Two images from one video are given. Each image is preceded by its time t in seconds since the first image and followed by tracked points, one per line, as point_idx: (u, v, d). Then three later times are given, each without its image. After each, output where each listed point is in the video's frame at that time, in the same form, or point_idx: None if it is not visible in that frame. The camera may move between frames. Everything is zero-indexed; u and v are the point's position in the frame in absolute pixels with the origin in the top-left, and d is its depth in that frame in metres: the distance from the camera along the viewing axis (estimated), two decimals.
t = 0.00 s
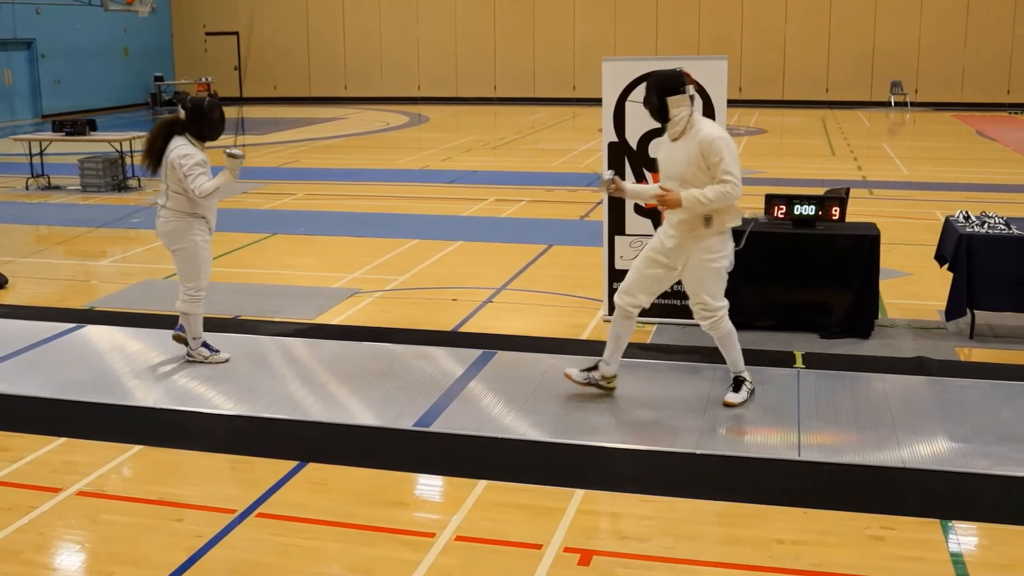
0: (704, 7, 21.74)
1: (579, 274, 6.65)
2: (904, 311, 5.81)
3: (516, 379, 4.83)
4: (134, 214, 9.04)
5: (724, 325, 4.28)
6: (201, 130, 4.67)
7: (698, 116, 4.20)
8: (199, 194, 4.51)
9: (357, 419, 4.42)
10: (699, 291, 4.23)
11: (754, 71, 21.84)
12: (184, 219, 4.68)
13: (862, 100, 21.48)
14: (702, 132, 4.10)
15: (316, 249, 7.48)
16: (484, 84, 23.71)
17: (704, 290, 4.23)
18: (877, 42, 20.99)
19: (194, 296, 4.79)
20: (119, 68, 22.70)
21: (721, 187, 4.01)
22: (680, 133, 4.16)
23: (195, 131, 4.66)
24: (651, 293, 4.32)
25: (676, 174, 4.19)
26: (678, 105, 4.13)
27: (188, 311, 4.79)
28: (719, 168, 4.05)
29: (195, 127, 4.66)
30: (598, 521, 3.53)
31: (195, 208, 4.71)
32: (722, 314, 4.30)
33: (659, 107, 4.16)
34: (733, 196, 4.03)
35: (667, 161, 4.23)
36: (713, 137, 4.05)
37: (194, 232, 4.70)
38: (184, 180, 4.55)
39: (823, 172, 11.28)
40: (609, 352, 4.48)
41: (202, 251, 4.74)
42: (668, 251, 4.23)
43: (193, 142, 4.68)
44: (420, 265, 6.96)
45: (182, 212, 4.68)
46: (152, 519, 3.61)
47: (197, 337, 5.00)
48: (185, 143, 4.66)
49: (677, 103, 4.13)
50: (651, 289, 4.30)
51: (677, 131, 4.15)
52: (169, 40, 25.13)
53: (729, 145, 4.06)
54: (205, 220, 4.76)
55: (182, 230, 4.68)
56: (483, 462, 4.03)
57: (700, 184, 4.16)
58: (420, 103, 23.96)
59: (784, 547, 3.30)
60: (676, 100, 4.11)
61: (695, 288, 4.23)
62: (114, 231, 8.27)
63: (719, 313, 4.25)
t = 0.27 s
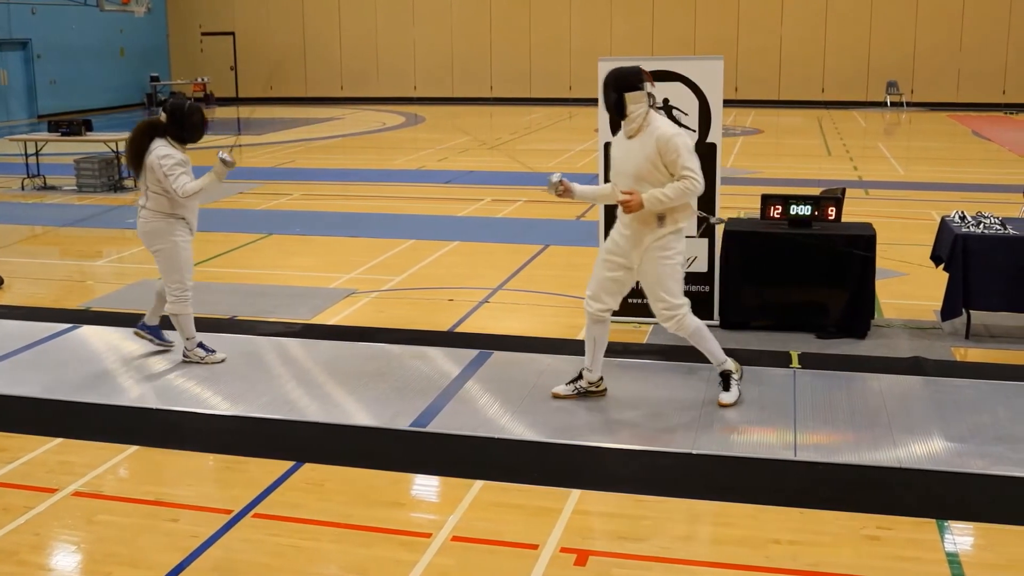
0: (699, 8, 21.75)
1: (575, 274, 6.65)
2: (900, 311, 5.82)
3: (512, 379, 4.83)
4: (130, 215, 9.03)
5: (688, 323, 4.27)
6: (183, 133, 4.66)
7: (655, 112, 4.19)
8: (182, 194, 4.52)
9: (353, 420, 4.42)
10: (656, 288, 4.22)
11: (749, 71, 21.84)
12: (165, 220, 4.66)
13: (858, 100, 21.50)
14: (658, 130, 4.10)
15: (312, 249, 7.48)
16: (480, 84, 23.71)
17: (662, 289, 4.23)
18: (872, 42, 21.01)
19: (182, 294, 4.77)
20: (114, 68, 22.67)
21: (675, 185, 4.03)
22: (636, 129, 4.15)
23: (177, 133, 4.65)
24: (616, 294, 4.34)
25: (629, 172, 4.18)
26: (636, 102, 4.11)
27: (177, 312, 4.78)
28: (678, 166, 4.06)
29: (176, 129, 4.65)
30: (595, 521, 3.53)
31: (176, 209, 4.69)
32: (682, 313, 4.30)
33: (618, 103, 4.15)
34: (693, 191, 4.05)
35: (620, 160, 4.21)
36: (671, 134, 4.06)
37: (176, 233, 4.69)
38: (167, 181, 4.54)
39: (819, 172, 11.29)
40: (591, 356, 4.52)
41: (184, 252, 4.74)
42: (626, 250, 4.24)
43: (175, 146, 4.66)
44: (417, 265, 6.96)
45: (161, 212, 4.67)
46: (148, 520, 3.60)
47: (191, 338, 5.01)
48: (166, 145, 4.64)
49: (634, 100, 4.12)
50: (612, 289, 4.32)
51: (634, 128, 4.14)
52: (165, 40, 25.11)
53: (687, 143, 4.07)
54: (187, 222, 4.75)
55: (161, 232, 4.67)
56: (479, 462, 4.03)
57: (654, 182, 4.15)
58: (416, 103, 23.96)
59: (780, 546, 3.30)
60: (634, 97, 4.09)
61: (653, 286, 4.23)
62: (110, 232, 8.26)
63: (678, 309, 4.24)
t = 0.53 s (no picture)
0: (698, 8, 21.76)
1: (575, 275, 6.65)
2: (900, 311, 5.82)
3: (511, 379, 4.83)
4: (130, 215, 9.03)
5: (662, 320, 4.22)
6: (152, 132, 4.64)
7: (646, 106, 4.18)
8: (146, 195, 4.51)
9: (352, 420, 4.43)
10: (643, 281, 4.18)
11: (749, 71, 21.84)
12: (138, 221, 4.67)
13: (857, 100, 21.51)
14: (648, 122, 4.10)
15: (312, 249, 7.48)
16: (479, 84, 23.71)
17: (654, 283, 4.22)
18: (872, 43, 21.02)
19: (168, 295, 4.78)
20: (113, 68, 22.66)
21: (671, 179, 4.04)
22: (629, 123, 4.13)
23: (146, 132, 4.63)
24: (617, 292, 4.35)
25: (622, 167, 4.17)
26: (631, 95, 4.10)
27: (165, 312, 4.78)
28: (673, 158, 4.06)
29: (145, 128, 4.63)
30: (594, 522, 3.53)
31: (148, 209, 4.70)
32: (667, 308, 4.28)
33: (614, 100, 4.07)
34: (688, 182, 4.06)
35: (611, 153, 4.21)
36: (665, 127, 4.06)
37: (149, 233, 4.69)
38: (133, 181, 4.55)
39: (819, 172, 11.30)
40: (591, 356, 4.51)
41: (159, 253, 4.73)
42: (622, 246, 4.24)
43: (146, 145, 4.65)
44: (416, 265, 6.96)
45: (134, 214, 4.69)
46: (148, 520, 3.60)
47: (186, 337, 4.98)
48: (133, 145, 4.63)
49: (628, 93, 4.10)
50: (610, 287, 4.32)
51: (627, 122, 4.12)
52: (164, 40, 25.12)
53: (680, 136, 4.08)
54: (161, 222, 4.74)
55: (133, 234, 4.67)
56: (479, 462, 4.03)
57: (648, 175, 4.15)
58: (415, 103, 23.96)
59: (779, 547, 3.30)
60: (629, 90, 4.08)
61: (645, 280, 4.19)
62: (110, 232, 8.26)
63: (659, 305, 4.20)
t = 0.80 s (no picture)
0: (698, 8, 21.76)
1: (575, 275, 6.65)
2: (900, 311, 5.82)
3: (511, 379, 4.83)
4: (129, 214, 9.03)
5: (672, 328, 4.22)
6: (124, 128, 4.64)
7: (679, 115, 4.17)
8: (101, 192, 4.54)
9: (352, 420, 4.43)
10: (662, 287, 4.17)
11: (749, 71, 21.84)
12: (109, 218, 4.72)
13: (857, 100, 21.52)
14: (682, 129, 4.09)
15: (312, 249, 7.48)
16: (479, 84, 23.71)
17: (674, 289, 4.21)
18: (872, 42, 21.02)
19: (141, 293, 4.84)
20: (113, 68, 22.67)
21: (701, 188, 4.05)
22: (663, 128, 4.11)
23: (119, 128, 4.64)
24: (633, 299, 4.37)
25: (650, 172, 4.16)
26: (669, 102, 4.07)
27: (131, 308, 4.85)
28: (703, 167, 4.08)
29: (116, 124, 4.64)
30: (595, 522, 3.53)
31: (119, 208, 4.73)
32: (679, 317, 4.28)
33: (654, 108, 4.03)
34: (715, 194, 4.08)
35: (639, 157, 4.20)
36: (699, 137, 4.05)
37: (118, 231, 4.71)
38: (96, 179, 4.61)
39: (819, 172, 11.29)
40: (596, 354, 4.52)
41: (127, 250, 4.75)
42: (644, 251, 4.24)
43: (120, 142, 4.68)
44: (416, 265, 6.96)
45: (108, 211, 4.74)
46: (148, 520, 3.60)
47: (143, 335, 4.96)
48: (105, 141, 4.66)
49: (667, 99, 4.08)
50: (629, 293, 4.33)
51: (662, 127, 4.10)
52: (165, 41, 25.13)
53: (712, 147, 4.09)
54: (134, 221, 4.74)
55: (103, 230, 4.74)
56: (480, 462, 4.03)
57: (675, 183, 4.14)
58: (415, 103, 23.96)
59: (779, 547, 3.30)
60: (669, 97, 4.05)
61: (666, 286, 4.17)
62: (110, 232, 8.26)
63: (675, 313, 4.18)
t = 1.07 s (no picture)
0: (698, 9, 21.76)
1: (575, 275, 6.65)
2: (901, 311, 5.81)
3: (511, 379, 4.82)
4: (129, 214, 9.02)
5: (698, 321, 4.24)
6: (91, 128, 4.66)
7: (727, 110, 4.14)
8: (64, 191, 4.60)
9: (352, 420, 4.42)
10: (694, 279, 4.17)
11: (749, 71, 21.84)
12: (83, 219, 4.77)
13: (857, 100, 21.53)
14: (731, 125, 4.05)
15: (312, 249, 7.48)
16: (479, 84, 23.71)
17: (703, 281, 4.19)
18: (872, 42, 21.02)
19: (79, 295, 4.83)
20: (113, 68, 22.67)
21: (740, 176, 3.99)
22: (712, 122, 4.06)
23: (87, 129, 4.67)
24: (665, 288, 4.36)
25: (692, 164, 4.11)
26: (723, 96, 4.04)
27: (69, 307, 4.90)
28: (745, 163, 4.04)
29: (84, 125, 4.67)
30: (595, 521, 3.53)
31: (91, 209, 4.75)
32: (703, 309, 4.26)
33: (715, 99, 3.97)
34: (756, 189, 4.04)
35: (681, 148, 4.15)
36: (747, 132, 4.02)
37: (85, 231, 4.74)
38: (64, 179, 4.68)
39: (819, 172, 11.29)
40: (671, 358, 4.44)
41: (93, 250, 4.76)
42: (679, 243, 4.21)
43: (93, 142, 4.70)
44: (416, 265, 6.96)
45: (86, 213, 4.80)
46: (149, 520, 3.60)
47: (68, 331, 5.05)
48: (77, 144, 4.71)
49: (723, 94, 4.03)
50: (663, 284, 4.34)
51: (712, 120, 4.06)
52: (165, 41, 25.13)
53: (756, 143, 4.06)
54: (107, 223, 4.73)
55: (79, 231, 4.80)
56: (479, 462, 4.03)
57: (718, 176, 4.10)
58: (415, 104, 23.97)
59: (780, 547, 3.30)
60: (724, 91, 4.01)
61: (697, 278, 4.17)
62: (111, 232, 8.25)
63: (702, 306, 4.22)
